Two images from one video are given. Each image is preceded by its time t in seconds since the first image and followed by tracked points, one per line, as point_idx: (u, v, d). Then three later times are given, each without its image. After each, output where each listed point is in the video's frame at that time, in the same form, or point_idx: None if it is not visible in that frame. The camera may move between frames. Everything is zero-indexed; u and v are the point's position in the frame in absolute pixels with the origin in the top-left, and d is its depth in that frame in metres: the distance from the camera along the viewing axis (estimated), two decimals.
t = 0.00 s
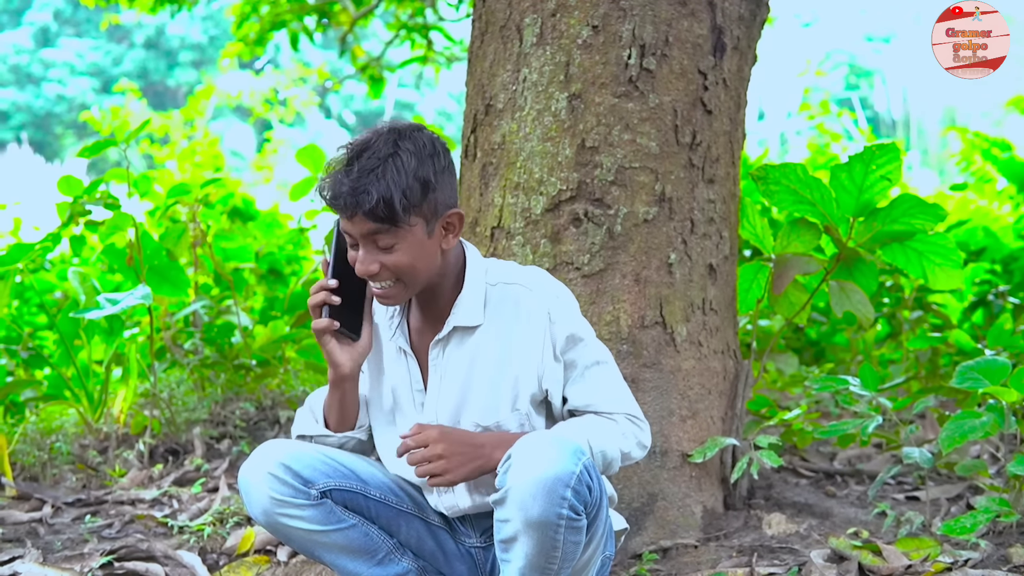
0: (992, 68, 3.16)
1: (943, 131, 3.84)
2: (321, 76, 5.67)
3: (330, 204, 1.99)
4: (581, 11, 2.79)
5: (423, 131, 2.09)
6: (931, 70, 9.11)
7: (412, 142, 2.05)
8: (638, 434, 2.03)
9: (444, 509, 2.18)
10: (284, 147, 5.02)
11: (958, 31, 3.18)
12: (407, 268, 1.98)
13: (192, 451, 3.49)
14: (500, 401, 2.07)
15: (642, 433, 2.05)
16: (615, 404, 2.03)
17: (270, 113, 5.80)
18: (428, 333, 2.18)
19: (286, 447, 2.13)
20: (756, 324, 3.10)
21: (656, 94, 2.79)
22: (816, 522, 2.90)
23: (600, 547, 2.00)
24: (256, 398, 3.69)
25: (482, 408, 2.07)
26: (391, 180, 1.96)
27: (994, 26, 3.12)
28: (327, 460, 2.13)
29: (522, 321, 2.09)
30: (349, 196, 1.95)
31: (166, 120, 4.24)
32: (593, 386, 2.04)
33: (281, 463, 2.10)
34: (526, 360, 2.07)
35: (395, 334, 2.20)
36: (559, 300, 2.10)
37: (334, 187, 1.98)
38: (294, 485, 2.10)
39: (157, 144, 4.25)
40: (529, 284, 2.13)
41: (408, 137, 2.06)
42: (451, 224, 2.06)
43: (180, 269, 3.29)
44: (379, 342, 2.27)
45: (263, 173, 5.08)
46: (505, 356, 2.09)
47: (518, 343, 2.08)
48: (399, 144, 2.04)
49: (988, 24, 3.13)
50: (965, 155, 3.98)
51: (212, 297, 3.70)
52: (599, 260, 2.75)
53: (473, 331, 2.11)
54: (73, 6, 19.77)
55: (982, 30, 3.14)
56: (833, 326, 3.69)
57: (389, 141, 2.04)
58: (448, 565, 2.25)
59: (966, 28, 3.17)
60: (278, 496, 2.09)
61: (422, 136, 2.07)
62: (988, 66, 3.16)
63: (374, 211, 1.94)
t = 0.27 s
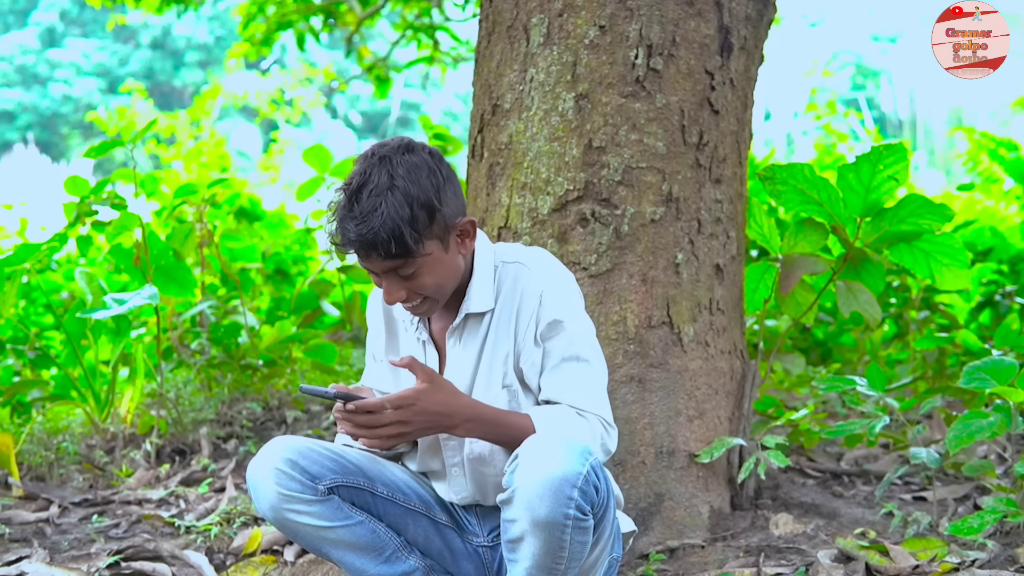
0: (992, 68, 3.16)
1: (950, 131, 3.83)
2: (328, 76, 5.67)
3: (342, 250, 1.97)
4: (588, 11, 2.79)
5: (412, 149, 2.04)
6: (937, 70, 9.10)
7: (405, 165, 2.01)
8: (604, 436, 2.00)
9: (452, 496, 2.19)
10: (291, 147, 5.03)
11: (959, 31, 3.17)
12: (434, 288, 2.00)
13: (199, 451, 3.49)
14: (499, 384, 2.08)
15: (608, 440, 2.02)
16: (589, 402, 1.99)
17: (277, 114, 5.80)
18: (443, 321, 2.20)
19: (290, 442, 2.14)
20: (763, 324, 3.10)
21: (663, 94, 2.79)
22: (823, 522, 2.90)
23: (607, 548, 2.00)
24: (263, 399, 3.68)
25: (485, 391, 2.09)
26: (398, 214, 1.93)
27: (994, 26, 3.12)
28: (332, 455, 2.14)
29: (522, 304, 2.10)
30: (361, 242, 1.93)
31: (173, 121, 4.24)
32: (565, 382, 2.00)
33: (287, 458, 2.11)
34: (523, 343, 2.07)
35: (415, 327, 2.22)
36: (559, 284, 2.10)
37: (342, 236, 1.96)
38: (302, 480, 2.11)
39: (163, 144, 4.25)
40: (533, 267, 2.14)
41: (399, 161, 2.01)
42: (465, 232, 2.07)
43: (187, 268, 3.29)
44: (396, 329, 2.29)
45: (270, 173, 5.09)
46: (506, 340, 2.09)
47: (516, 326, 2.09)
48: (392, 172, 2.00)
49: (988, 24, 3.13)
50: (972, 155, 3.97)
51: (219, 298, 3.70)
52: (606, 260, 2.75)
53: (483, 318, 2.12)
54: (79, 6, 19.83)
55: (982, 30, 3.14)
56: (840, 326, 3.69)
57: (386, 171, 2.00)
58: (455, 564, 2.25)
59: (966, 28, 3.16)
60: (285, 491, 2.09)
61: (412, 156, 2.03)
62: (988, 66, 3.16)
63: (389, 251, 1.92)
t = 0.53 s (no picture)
0: (992, 68, 3.16)
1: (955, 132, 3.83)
2: (333, 76, 5.67)
3: (355, 242, 1.98)
4: (593, 11, 2.80)
5: (426, 144, 2.06)
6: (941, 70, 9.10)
7: (420, 158, 2.02)
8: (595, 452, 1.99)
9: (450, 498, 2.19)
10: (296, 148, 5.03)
11: (959, 31, 3.17)
12: (445, 284, 2.00)
13: (204, 451, 3.50)
14: (501, 389, 2.09)
15: (599, 453, 2.01)
16: (583, 416, 1.98)
17: (282, 114, 5.81)
18: (450, 320, 2.20)
19: (289, 446, 2.15)
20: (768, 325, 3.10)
21: (668, 94, 2.79)
22: (828, 522, 2.89)
23: (607, 546, 2.00)
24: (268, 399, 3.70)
25: (485, 393, 2.09)
26: (413, 207, 1.94)
27: (994, 26, 3.12)
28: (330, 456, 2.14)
29: (529, 312, 2.10)
30: (374, 234, 1.93)
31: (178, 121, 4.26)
32: (562, 395, 2.00)
33: (286, 461, 2.11)
34: (527, 350, 2.07)
35: (425, 326, 2.22)
36: (568, 293, 2.09)
37: (356, 229, 1.96)
38: (301, 482, 2.11)
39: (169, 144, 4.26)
40: (543, 274, 2.13)
41: (414, 154, 2.03)
42: (478, 228, 2.07)
43: (192, 268, 3.30)
44: (405, 327, 2.30)
45: (275, 174, 5.09)
46: (512, 346, 2.10)
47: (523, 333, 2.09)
48: (407, 165, 2.01)
49: (988, 24, 3.13)
50: (977, 155, 3.97)
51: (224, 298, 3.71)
52: (611, 260, 2.75)
53: (489, 323, 2.12)
54: (84, 7, 19.89)
55: (982, 30, 3.14)
56: (845, 326, 3.69)
57: (401, 164, 2.01)
58: (457, 564, 2.25)
59: (966, 28, 3.16)
60: (285, 494, 2.09)
61: (427, 150, 2.04)
62: (988, 66, 3.16)
63: (403, 243, 1.93)
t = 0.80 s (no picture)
0: (992, 68, 3.16)
1: (959, 132, 3.83)
2: (338, 77, 5.68)
3: (356, 243, 1.97)
4: (598, 12, 2.80)
5: (426, 144, 2.06)
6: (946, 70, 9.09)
7: (420, 159, 2.02)
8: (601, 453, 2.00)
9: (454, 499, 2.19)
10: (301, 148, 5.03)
11: (959, 32, 3.17)
12: (448, 285, 2.00)
13: (209, 451, 3.50)
14: (507, 391, 2.08)
15: (605, 454, 2.02)
16: (589, 417, 1.99)
17: (287, 114, 5.82)
18: (453, 322, 2.20)
19: (294, 446, 2.15)
20: (773, 326, 3.10)
21: (673, 95, 2.79)
22: (832, 523, 2.89)
23: (609, 546, 1.99)
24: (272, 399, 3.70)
25: (490, 395, 2.09)
26: (414, 207, 1.94)
27: (994, 26, 3.12)
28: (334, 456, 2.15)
29: (534, 313, 2.10)
30: (376, 235, 1.93)
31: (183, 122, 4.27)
32: (568, 396, 2.01)
33: (290, 462, 2.11)
34: (533, 352, 2.08)
35: (427, 328, 2.22)
36: (571, 293, 2.10)
37: (358, 229, 1.96)
38: (305, 483, 2.11)
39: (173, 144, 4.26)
40: (547, 275, 2.14)
41: (414, 154, 2.03)
42: (478, 228, 2.08)
43: (197, 269, 3.29)
44: (408, 330, 2.30)
45: (279, 175, 5.10)
46: (517, 348, 2.10)
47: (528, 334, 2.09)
48: (408, 166, 2.01)
49: (988, 24, 3.12)
50: (982, 156, 3.96)
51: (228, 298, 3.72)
52: (616, 261, 2.75)
53: (494, 324, 2.12)
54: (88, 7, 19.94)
55: (982, 30, 3.14)
56: (849, 327, 3.69)
57: (401, 165, 2.01)
58: (461, 565, 2.25)
59: (966, 28, 3.16)
60: (289, 494, 2.10)
61: (427, 151, 2.05)
62: (988, 66, 3.15)
63: (405, 243, 1.93)
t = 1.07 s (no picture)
0: (992, 68, 3.16)
1: (964, 132, 3.82)
2: (342, 77, 5.69)
3: (362, 238, 1.98)
4: (603, 11, 2.80)
5: (431, 140, 2.07)
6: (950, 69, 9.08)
7: (426, 154, 2.03)
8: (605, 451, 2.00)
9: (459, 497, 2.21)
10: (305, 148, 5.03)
11: (958, 31, 3.17)
12: (453, 280, 2.00)
13: (214, 450, 3.51)
14: (513, 388, 2.09)
15: (608, 451, 2.02)
16: (593, 414, 2.00)
17: (291, 114, 5.83)
18: (458, 317, 2.20)
19: (299, 443, 2.15)
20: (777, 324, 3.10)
21: (678, 93, 2.79)
22: (837, 522, 2.89)
23: (614, 542, 2.00)
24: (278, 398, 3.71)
25: (495, 392, 2.09)
26: (419, 201, 1.95)
27: (993, 26, 3.12)
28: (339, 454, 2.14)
29: (539, 311, 2.11)
30: (382, 229, 1.93)
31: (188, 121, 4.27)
32: (574, 393, 2.01)
33: (295, 459, 2.11)
34: (538, 349, 2.08)
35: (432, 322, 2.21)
36: (576, 290, 2.10)
37: (364, 224, 1.96)
38: (310, 480, 2.11)
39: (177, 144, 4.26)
40: (552, 272, 2.14)
41: (419, 150, 2.04)
42: (484, 223, 2.08)
43: (202, 268, 3.30)
44: (413, 322, 2.28)
45: (284, 174, 5.10)
46: (522, 345, 2.10)
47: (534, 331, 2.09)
48: (413, 161, 2.02)
49: (988, 24, 3.12)
50: (986, 156, 3.96)
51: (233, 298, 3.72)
52: (621, 259, 2.75)
53: (499, 321, 2.12)
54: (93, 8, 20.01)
55: (982, 30, 3.14)
56: (854, 326, 3.69)
57: (406, 160, 2.02)
58: (466, 563, 2.25)
59: (966, 28, 3.16)
60: (294, 491, 2.10)
61: (432, 146, 2.05)
62: (988, 66, 3.15)
63: (411, 237, 1.93)
